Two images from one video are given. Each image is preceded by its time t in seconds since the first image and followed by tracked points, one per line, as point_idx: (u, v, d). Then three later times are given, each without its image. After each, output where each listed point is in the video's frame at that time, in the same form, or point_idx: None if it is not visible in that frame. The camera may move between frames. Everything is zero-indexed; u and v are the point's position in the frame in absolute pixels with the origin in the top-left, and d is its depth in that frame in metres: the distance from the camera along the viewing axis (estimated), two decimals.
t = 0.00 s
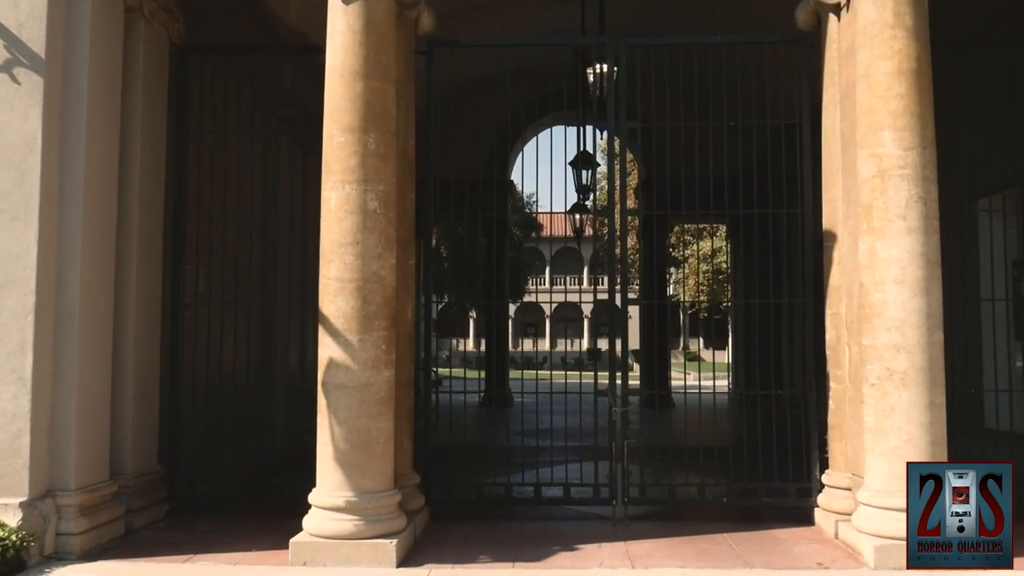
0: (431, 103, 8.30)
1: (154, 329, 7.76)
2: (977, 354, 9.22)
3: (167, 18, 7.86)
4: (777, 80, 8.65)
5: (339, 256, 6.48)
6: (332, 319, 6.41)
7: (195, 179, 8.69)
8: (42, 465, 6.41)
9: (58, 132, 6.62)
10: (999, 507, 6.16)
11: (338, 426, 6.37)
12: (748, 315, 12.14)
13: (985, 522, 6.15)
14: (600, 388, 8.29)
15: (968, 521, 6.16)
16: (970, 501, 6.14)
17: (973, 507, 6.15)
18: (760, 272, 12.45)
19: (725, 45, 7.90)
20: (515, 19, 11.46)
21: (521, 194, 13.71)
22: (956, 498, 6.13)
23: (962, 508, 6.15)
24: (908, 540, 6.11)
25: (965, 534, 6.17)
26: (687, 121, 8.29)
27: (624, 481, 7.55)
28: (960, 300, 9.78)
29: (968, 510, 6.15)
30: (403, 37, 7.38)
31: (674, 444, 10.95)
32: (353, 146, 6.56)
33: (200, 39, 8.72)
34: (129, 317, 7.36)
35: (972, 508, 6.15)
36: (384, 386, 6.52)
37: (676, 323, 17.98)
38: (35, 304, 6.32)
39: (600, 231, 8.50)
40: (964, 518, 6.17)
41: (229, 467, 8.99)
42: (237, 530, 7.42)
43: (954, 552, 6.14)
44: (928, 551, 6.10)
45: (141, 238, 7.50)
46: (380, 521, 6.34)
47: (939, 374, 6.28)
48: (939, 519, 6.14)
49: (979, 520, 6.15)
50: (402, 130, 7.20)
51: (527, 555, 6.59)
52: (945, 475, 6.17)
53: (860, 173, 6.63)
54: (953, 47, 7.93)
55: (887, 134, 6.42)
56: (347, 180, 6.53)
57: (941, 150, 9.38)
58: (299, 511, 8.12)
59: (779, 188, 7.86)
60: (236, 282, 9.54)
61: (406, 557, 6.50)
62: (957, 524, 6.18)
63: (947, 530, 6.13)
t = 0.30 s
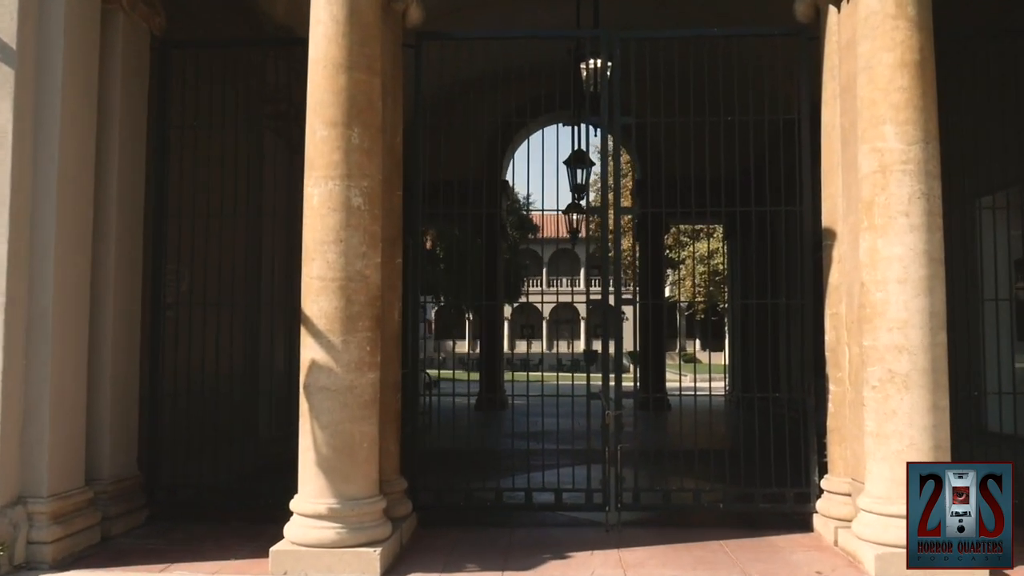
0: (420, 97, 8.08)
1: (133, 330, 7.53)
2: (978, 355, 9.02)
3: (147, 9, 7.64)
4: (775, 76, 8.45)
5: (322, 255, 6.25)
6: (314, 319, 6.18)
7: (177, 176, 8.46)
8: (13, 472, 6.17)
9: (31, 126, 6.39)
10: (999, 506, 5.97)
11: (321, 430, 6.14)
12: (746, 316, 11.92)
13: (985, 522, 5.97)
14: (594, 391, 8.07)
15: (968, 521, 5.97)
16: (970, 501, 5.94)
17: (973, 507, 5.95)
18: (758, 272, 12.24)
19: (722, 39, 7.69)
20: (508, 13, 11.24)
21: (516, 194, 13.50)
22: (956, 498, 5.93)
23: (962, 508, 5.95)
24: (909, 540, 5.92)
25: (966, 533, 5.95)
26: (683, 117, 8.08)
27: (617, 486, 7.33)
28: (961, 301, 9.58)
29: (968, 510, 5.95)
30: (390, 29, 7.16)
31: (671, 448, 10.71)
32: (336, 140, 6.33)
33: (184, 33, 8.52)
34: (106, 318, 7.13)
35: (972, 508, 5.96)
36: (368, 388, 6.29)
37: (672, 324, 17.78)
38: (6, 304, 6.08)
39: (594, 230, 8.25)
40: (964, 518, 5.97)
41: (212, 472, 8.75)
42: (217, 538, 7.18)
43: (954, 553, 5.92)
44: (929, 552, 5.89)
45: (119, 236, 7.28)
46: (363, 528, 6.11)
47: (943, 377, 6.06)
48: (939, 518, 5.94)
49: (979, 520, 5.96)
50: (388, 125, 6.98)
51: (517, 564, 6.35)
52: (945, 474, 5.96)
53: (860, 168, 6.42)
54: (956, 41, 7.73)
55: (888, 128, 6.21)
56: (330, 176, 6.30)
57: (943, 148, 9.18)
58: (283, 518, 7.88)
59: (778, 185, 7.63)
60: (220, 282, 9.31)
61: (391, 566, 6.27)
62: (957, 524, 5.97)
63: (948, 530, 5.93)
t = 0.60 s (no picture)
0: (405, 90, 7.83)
1: (109, 330, 7.30)
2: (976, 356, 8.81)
3: None
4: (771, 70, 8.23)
5: (301, 252, 6.01)
6: (293, 321, 5.93)
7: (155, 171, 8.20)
8: None
9: None
10: (998, 507, 5.91)
11: (299, 435, 5.90)
12: (740, 316, 11.70)
13: (985, 522, 5.89)
14: (585, 394, 7.84)
15: (968, 521, 5.88)
16: (970, 501, 5.84)
17: (973, 507, 5.86)
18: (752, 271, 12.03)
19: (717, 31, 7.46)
20: (498, 6, 11.01)
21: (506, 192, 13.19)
22: (956, 498, 5.80)
23: (962, 508, 5.85)
24: (908, 540, 5.74)
25: (966, 533, 5.85)
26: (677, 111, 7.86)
27: (609, 491, 7.10)
28: (959, 301, 9.37)
29: (969, 510, 5.86)
30: (373, 19, 6.92)
31: (664, 449, 10.48)
32: (317, 134, 6.09)
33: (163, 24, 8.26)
34: (79, 317, 6.90)
35: (972, 508, 5.86)
36: (348, 392, 6.06)
37: (665, 324, 17.55)
38: None
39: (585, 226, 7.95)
40: (964, 518, 5.88)
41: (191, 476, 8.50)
42: (194, 545, 6.93)
43: (954, 553, 5.77)
44: (929, 552, 5.72)
45: (93, 233, 7.04)
46: (343, 537, 5.88)
47: (944, 380, 5.85)
48: (939, 519, 5.79)
49: (979, 520, 5.88)
50: (371, 118, 6.74)
51: (503, 573, 6.12)
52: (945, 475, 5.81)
53: (859, 163, 6.20)
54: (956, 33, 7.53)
55: (888, 121, 6.00)
56: (309, 171, 6.06)
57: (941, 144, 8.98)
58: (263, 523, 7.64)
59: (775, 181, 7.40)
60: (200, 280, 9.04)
61: None
62: (957, 524, 5.87)
63: (948, 530, 5.79)
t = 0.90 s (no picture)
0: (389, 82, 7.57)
1: (81, 331, 7.04)
2: (976, 357, 8.61)
3: None
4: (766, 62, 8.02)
5: (278, 249, 5.76)
6: (269, 321, 5.69)
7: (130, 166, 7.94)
8: None
9: None
10: (998, 507, 5.77)
11: (275, 439, 5.67)
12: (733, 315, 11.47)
13: (985, 522, 5.75)
14: (575, 396, 7.61)
15: (968, 521, 5.74)
16: (970, 501, 5.69)
17: (973, 507, 5.72)
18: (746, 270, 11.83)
19: (710, 21, 7.24)
20: None
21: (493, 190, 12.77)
22: (956, 498, 5.63)
23: (962, 507, 5.70)
24: (908, 540, 5.56)
25: (966, 533, 5.71)
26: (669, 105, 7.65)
27: (598, 496, 6.88)
28: (958, 300, 9.17)
29: (968, 510, 5.71)
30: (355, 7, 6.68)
31: (656, 451, 10.25)
32: (294, 125, 5.83)
33: (141, 15, 8.01)
34: (48, 317, 6.65)
35: (972, 508, 5.72)
36: (327, 395, 5.82)
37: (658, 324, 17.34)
38: None
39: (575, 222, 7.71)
40: (964, 518, 5.73)
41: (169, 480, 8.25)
42: (168, 553, 6.70)
43: (954, 553, 5.60)
44: (929, 551, 5.54)
45: (63, 230, 6.78)
46: (322, 546, 5.66)
47: (946, 381, 5.64)
48: (939, 518, 5.61)
49: (979, 520, 5.74)
50: (352, 110, 6.50)
51: None
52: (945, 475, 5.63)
53: (857, 157, 5.99)
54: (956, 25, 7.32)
55: (887, 114, 5.79)
56: (286, 164, 5.80)
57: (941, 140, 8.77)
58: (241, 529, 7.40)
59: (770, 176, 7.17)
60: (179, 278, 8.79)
61: None
62: (957, 524, 5.72)
63: (948, 530, 5.62)
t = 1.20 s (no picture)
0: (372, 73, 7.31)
1: (54, 331, 6.80)
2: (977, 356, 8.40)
3: None
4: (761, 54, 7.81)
5: (254, 244, 5.52)
6: (243, 319, 5.45)
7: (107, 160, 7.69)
8: None
9: None
10: (998, 507, 5.66)
11: (250, 443, 5.43)
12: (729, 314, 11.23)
13: (985, 522, 5.63)
14: (564, 397, 7.38)
15: (968, 521, 5.61)
16: (970, 501, 5.56)
17: (972, 507, 5.59)
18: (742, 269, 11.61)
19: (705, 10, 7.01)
20: None
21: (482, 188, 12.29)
22: (956, 498, 5.47)
23: (962, 508, 5.56)
24: (907, 540, 5.36)
25: (967, 533, 5.58)
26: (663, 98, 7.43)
27: (589, 501, 6.66)
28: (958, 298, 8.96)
29: (968, 510, 5.59)
30: None
31: (649, 452, 10.03)
32: (271, 116, 5.59)
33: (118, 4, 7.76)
34: (18, 316, 6.40)
35: (972, 508, 5.59)
36: (305, 398, 5.58)
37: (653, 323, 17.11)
38: None
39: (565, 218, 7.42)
40: (964, 519, 5.60)
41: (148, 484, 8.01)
42: (143, 560, 6.46)
43: (954, 552, 5.43)
44: (929, 551, 5.35)
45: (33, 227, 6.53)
46: (299, 554, 5.43)
47: (949, 383, 5.42)
48: (939, 518, 5.44)
49: (978, 520, 5.62)
50: (333, 101, 6.26)
51: None
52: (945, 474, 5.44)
53: (856, 150, 5.77)
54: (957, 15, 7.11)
55: (888, 105, 5.58)
56: (263, 156, 5.56)
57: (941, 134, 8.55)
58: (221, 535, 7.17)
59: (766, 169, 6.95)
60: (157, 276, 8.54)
61: None
62: (957, 524, 5.58)
63: (948, 530, 5.45)
